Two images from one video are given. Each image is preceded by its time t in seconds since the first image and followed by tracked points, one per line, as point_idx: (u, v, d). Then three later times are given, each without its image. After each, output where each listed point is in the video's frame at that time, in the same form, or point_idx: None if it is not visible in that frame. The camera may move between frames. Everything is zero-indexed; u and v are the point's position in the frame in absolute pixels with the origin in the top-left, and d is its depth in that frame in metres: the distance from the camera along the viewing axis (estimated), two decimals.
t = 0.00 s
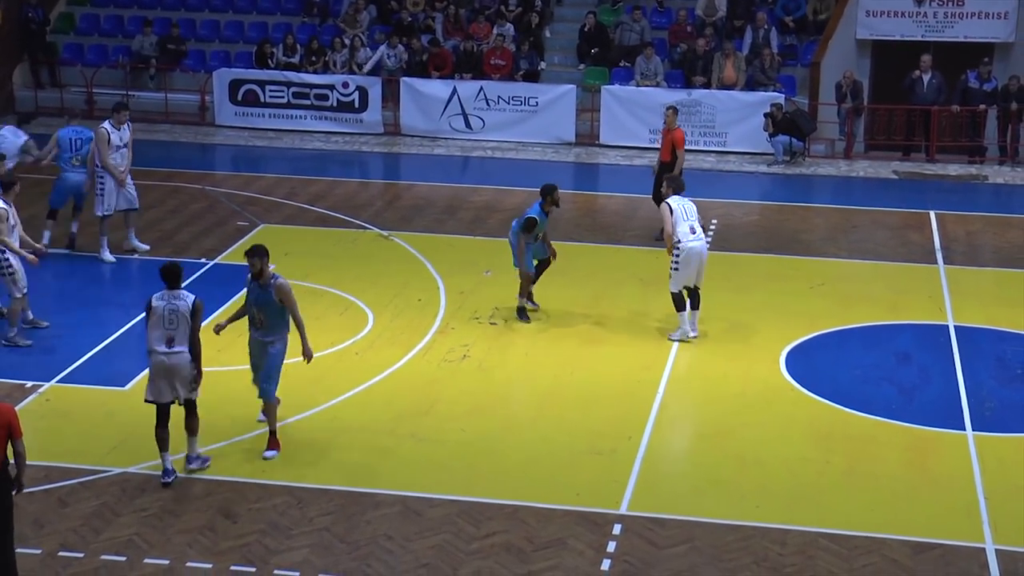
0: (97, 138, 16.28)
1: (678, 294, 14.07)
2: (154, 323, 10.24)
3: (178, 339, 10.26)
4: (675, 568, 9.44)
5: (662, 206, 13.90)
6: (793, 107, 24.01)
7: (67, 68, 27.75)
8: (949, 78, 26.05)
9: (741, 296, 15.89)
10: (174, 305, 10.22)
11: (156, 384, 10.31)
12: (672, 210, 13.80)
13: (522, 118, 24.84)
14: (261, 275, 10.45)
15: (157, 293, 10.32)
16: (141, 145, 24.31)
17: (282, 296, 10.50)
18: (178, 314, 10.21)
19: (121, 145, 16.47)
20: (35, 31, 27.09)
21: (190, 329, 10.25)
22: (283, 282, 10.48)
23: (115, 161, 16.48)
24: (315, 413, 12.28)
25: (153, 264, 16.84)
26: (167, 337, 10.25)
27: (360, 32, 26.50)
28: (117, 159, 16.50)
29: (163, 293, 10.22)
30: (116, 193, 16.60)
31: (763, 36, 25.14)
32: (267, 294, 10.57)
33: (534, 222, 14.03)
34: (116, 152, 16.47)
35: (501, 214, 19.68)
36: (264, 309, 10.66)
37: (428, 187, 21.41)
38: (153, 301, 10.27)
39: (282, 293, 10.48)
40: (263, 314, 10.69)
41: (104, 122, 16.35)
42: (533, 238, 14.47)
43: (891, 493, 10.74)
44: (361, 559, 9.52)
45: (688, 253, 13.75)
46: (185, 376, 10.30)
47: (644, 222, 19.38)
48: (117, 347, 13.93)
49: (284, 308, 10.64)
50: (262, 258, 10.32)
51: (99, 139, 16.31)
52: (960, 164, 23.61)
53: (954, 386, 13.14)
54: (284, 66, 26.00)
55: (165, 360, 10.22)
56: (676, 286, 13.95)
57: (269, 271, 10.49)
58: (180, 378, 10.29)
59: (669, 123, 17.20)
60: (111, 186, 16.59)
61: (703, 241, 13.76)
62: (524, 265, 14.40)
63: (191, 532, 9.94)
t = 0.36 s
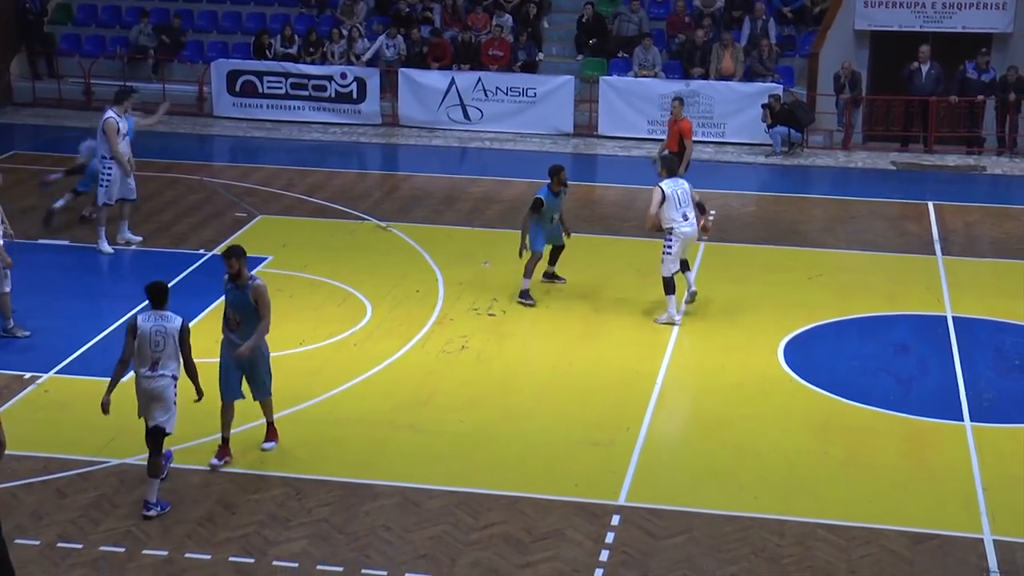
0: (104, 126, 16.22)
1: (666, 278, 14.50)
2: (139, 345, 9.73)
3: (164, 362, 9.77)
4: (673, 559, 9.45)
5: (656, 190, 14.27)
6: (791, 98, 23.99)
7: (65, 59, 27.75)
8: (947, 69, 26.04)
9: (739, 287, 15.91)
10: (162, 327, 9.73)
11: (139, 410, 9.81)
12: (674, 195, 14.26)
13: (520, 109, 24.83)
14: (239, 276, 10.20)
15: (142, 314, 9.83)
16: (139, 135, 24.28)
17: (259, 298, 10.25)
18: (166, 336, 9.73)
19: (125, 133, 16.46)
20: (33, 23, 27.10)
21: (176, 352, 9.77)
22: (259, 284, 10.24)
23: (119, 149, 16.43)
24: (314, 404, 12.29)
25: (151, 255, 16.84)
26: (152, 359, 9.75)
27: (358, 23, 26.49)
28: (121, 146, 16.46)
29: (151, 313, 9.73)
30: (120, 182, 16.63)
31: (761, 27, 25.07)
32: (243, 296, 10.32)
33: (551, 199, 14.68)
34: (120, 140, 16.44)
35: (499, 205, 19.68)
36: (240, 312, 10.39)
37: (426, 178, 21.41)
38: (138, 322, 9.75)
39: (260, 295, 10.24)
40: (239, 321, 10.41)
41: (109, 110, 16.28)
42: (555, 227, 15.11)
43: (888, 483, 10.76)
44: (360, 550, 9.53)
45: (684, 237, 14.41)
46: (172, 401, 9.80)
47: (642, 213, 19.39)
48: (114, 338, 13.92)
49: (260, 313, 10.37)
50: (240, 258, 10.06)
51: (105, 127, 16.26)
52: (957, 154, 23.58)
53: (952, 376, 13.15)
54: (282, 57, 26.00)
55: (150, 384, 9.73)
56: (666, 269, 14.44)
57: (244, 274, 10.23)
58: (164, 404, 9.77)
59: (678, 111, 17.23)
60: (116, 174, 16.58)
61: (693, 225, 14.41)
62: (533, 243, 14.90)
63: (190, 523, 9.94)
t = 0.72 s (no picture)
0: (119, 124, 16.29)
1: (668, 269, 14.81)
2: (117, 359, 9.34)
3: (142, 378, 9.34)
4: (672, 560, 9.44)
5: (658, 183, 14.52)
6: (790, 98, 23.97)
7: (63, 60, 27.75)
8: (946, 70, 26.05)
9: (738, 288, 15.91)
10: (139, 342, 9.30)
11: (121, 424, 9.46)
12: (676, 192, 14.44)
13: (519, 110, 24.82)
14: (211, 286, 9.83)
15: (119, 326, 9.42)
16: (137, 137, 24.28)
17: (233, 310, 9.88)
18: (144, 352, 9.30)
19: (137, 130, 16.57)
20: (32, 24, 27.11)
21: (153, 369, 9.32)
22: (232, 294, 9.88)
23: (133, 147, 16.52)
24: (314, 404, 12.30)
25: (149, 256, 16.84)
26: (129, 376, 9.34)
27: (357, 23, 26.50)
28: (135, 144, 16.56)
29: (127, 327, 9.33)
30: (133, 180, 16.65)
31: (760, 27, 25.05)
32: (215, 309, 9.92)
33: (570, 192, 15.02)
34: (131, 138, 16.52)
35: (498, 206, 19.68)
36: (210, 327, 9.97)
37: (424, 179, 21.41)
38: (115, 335, 9.36)
39: (233, 307, 9.87)
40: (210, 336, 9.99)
41: (123, 108, 16.36)
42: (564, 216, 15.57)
43: (888, 484, 10.76)
44: (359, 551, 9.53)
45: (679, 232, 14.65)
46: (152, 417, 9.41)
47: (641, 214, 19.39)
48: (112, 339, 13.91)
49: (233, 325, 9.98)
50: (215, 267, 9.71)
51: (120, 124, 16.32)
52: (956, 155, 23.57)
53: (951, 377, 13.15)
54: (281, 57, 26.01)
55: (128, 400, 9.35)
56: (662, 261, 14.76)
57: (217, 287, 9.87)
58: (147, 419, 9.41)
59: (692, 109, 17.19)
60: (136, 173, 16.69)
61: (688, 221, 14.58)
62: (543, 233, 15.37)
63: (189, 524, 9.94)
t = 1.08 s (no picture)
0: (115, 126, 16.16)
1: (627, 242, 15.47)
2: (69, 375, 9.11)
3: (95, 391, 9.11)
4: (643, 559, 9.46)
5: (620, 159, 15.05)
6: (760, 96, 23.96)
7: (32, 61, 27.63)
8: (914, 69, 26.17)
9: (709, 287, 15.92)
10: (91, 355, 9.09)
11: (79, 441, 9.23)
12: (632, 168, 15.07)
13: (490, 110, 24.80)
14: (157, 308, 9.63)
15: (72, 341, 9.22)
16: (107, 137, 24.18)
17: (183, 326, 9.73)
18: (96, 363, 9.09)
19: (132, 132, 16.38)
20: None
21: (105, 379, 9.09)
22: (180, 310, 9.72)
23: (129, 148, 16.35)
24: (287, 405, 12.29)
25: (118, 257, 16.77)
26: (82, 390, 9.11)
27: (326, 23, 26.48)
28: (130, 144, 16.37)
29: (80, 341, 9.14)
30: (133, 181, 16.55)
31: (729, 26, 25.16)
32: (164, 328, 9.74)
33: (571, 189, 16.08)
34: (127, 139, 16.39)
35: (468, 206, 19.68)
36: (159, 345, 9.80)
37: (395, 179, 21.38)
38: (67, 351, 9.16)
39: (183, 324, 9.71)
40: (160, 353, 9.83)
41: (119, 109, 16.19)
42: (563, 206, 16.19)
43: (859, 481, 10.80)
44: (330, 551, 9.51)
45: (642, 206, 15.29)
46: (110, 430, 9.18)
47: (612, 213, 19.40)
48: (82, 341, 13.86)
49: (182, 341, 9.84)
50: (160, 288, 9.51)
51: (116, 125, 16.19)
52: (924, 154, 23.59)
53: (920, 374, 13.22)
54: (250, 58, 25.97)
55: (83, 415, 9.13)
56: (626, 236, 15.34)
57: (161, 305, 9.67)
58: (106, 432, 9.18)
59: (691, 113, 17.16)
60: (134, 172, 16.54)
61: (649, 192, 15.35)
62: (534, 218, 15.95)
63: (159, 526, 9.90)
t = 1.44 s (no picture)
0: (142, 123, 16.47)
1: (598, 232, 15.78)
2: (72, 387, 8.93)
3: (99, 399, 8.91)
4: (633, 559, 9.46)
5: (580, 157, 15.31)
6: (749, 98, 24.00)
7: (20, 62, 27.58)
8: (902, 70, 26.23)
9: (698, 288, 15.93)
10: (94, 364, 8.97)
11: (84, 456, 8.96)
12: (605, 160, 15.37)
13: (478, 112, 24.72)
14: (159, 320, 9.53)
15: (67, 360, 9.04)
16: (95, 138, 24.14)
17: (185, 339, 9.60)
18: (100, 370, 8.95)
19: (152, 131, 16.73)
20: None
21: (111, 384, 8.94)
22: (183, 322, 9.60)
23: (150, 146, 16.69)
24: (278, 405, 12.30)
25: (107, 258, 16.74)
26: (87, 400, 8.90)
27: (315, 24, 26.46)
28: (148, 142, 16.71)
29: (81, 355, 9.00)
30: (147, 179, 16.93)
31: (718, 27, 25.16)
32: (166, 340, 9.62)
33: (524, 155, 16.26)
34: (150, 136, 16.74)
35: (458, 207, 19.68)
36: (161, 357, 9.69)
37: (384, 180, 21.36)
38: (67, 368, 8.99)
39: (185, 336, 9.59)
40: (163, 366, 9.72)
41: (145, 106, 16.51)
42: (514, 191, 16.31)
43: (848, 481, 10.82)
44: (320, 552, 9.51)
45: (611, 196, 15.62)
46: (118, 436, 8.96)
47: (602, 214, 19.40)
48: (73, 342, 13.85)
49: (184, 354, 9.72)
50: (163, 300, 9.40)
51: (140, 122, 16.57)
52: (913, 154, 23.67)
53: (910, 374, 13.24)
54: (239, 59, 25.94)
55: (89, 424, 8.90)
56: (596, 226, 15.66)
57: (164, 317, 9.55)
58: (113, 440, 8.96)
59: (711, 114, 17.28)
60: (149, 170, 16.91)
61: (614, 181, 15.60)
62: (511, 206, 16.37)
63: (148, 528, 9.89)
